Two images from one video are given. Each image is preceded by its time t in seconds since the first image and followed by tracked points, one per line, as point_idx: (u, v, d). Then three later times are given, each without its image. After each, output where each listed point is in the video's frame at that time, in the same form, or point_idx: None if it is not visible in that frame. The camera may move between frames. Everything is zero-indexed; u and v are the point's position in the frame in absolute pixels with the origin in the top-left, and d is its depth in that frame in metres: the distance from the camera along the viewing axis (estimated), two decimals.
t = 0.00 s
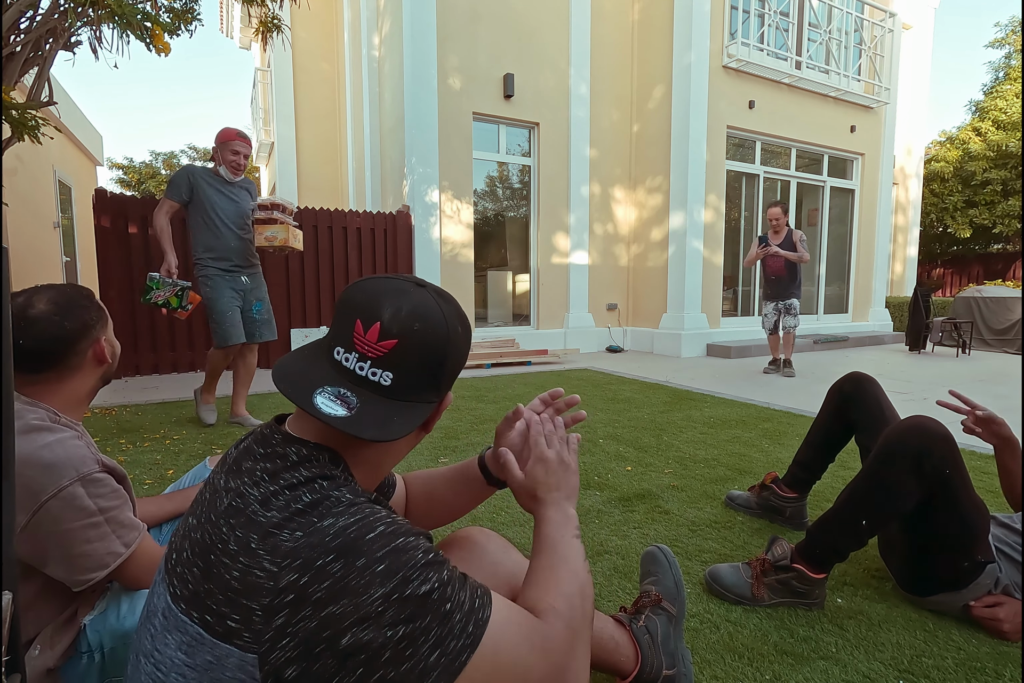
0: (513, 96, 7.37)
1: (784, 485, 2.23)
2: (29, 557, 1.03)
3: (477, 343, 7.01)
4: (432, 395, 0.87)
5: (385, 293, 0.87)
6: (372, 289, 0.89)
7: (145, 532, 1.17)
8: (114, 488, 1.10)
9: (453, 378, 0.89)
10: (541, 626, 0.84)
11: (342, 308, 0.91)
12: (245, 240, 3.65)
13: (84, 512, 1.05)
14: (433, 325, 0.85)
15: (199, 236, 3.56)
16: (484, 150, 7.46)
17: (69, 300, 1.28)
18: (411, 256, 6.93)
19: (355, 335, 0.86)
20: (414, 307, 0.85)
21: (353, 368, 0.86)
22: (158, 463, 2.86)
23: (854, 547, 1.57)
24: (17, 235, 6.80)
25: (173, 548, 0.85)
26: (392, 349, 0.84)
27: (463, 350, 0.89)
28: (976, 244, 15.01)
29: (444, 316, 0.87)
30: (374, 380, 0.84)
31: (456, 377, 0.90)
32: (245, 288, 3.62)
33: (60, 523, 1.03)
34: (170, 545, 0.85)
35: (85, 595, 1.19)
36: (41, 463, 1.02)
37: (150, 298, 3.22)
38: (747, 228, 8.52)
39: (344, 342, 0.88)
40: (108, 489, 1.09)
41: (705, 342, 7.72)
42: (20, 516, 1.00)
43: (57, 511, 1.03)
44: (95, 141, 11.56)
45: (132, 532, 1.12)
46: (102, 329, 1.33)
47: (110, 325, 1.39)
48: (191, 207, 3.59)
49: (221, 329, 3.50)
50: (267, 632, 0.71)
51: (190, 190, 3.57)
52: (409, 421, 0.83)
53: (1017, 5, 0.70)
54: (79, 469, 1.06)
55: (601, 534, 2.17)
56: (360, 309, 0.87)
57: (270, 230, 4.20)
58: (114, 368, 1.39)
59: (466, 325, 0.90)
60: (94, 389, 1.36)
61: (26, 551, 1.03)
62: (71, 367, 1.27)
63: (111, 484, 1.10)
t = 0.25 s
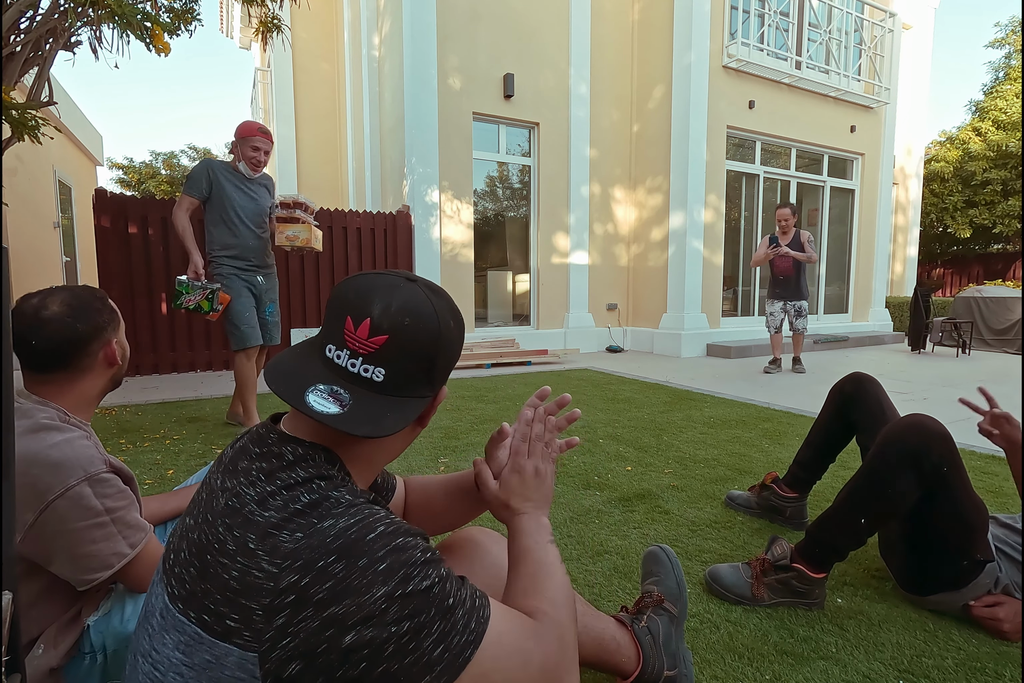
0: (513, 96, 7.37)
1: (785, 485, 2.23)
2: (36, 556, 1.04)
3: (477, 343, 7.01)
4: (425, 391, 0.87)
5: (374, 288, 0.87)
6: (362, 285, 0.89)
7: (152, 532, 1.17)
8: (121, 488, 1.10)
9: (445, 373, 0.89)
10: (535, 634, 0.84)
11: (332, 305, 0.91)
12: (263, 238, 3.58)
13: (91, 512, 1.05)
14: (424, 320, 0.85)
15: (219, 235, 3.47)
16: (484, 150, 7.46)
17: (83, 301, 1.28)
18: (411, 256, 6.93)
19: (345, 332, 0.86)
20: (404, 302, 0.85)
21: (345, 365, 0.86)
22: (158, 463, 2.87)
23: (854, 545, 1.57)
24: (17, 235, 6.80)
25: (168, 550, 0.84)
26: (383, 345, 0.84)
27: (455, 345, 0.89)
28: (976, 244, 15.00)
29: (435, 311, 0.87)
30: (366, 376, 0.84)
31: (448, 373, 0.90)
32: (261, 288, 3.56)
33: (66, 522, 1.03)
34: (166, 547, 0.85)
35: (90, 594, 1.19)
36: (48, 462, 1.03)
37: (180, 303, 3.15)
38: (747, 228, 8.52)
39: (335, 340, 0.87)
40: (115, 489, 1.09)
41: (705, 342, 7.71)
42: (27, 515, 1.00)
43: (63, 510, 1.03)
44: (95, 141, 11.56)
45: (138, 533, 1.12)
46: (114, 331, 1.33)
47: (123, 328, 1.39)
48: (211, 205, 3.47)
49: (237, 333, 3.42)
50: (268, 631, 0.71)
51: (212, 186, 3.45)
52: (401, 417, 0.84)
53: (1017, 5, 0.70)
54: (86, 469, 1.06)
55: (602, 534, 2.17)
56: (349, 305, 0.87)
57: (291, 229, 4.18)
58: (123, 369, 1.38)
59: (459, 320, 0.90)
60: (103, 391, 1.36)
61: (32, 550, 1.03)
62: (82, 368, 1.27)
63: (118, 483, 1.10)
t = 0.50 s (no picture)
0: (513, 96, 7.37)
1: (785, 485, 2.23)
2: (41, 553, 1.04)
3: (477, 343, 7.01)
4: (417, 389, 0.87)
5: (365, 285, 0.87)
6: (355, 282, 0.89)
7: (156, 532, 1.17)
8: (128, 487, 1.11)
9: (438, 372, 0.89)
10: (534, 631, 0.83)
11: (322, 303, 0.91)
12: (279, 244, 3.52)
13: (97, 510, 1.05)
14: (413, 317, 0.85)
15: (239, 238, 3.36)
16: (484, 150, 7.46)
17: (91, 302, 1.28)
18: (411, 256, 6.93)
19: (335, 330, 0.87)
20: (393, 299, 0.85)
21: (333, 363, 0.86)
22: (158, 463, 2.87)
23: (852, 544, 1.57)
24: (17, 236, 6.80)
25: (156, 556, 0.84)
26: (372, 342, 0.84)
27: (447, 343, 0.89)
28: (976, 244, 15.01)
29: (426, 308, 0.87)
30: (355, 374, 0.84)
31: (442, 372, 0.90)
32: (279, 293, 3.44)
33: (73, 520, 1.03)
34: (154, 552, 0.84)
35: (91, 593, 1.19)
36: (57, 460, 1.03)
37: (213, 312, 3.13)
38: (747, 228, 8.52)
39: (326, 337, 0.88)
40: (122, 488, 1.09)
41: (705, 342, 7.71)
42: (34, 512, 1.01)
43: (71, 508, 1.03)
44: (95, 141, 11.56)
45: (143, 533, 1.12)
46: (123, 333, 1.33)
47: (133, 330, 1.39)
48: (233, 205, 3.36)
49: (254, 340, 3.31)
50: (258, 637, 0.71)
51: (235, 186, 3.33)
52: (390, 416, 0.83)
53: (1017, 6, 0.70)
54: (94, 468, 1.07)
55: (602, 534, 2.17)
56: (340, 303, 0.87)
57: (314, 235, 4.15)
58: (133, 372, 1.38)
59: (452, 318, 0.90)
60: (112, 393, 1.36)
61: (38, 548, 1.03)
62: (88, 368, 1.27)
63: (124, 482, 1.11)
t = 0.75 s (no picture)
0: (513, 96, 7.37)
1: (786, 484, 2.23)
2: (42, 555, 1.04)
3: (477, 343, 7.01)
4: (414, 391, 0.86)
5: (362, 286, 0.87)
6: (352, 282, 0.89)
7: (157, 533, 1.16)
8: (128, 489, 1.11)
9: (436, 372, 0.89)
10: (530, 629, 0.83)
11: (320, 303, 0.92)
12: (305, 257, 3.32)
13: (97, 512, 1.05)
14: (409, 317, 0.85)
15: (264, 258, 3.12)
16: (484, 150, 7.46)
17: (93, 303, 1.28)
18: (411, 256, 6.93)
19: (331, 331, 0.87)
20: (389, 298, 0.85)
21: (330, 364, 0.86)
22: (158, 463, 2.87)
23: (852, 543, 1.57)
24: (17, 236, 6.80)
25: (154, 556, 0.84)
26: (367, 343, 0.84)
27: (446, 343, 0.89)
28: (976, 244, 15.01)
29: (423, 308, 0.87)
30: (351, 376, 0.85)
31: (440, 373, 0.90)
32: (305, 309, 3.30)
33: (73, 522, 1.04)
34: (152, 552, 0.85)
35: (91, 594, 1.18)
36: (58, 461, 1.04)
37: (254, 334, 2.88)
38: (747, 228, 8.52)
39: (322, 338, 0.88)
40: (122, 490, 1.09)
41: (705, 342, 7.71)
42: (35, 514, 1.01)
43: (71, 510, 1.03)
44: (95, 141, 11.56)
45: (143, 535, 1.11)
46: (127, 335, 1.32)
47: (140, 332, 1.39)
48: (262, 221, 3.11)
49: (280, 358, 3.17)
50: (250, 643, 0.71)
51: (267, 201, 3.08)
52: (387, 418, 0.83)
53: (1017, 5, 0.70)
54: (95, 469, 1.07)
55: (601, 534, 2.17)
56: (337, 304, 0.88)
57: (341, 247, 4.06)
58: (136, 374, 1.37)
59: (451, 318, 0.90)
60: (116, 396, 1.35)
61: (38, 549, 1.03)
62: (88, 369, 1.26)
63: (125, 484, 1.11)
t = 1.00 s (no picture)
0: (513, 96, 7.37)
1: (786, 484, 2.23)
2: (43, 552, 1.04)
3: (477, 343, 7.02)
4: (415, 392, 0.86)
5: (361, 286, 0.87)
6: (352, 282, 0.89)
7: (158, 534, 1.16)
8: (130, 489, 1.11)
9: (437, 374, 0.88)
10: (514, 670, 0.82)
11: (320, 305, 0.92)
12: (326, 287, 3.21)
13: (98, 511, 1.06)
14: (409, 317, 0.84)
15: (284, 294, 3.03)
16: (484, 150, 7.46)
17: (104, 302, 1.30)
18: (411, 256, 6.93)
19: (331, 331, 0.87)
20: (389, 298, 0.85)
21: (330, 365, 0.86)
22: (158, 463, 2.87)
23: (851, 542, 1.57)
24: (17, 236, 6.81)
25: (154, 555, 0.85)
26: (366, 343, 0.84)
27: (447, 344, 0.89)
28: (976, 244, 15.02)
29: (422, 309, 0.86)
30: (350, 377, 0.85)
31: (441, 374, 0.89)
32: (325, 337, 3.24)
33: (74, 519, 1.04)
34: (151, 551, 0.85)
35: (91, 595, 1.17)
36: (62, 459, 1.05)
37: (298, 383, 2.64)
38: (747, 228, 8.52)
39: (322, 339, 0.88)
40: (124, 489, 1.10)
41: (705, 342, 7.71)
42: (37, 510, 1.02)
43: (72, 507, 1.04)
44: (95, 141, 11.57)
45: (143, 534, 1.11)
46: (135, 334, 1.33)
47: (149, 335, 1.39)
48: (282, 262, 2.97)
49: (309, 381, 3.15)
50: (239, 650, 0.70)
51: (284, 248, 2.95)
52: (387, 420, 0.83)
53: (1018, 4, 0.70)
54: (97, 468, 1.08)
55: (601, 534, 2.17)
56: (336, 304, 0.88)
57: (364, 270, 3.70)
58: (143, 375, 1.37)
59: (451, 319, 0.89)
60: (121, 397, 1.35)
61: (39, 546, 1.04)
62: (95, 366, 1.26)
63: (128, 483, 1.11)
